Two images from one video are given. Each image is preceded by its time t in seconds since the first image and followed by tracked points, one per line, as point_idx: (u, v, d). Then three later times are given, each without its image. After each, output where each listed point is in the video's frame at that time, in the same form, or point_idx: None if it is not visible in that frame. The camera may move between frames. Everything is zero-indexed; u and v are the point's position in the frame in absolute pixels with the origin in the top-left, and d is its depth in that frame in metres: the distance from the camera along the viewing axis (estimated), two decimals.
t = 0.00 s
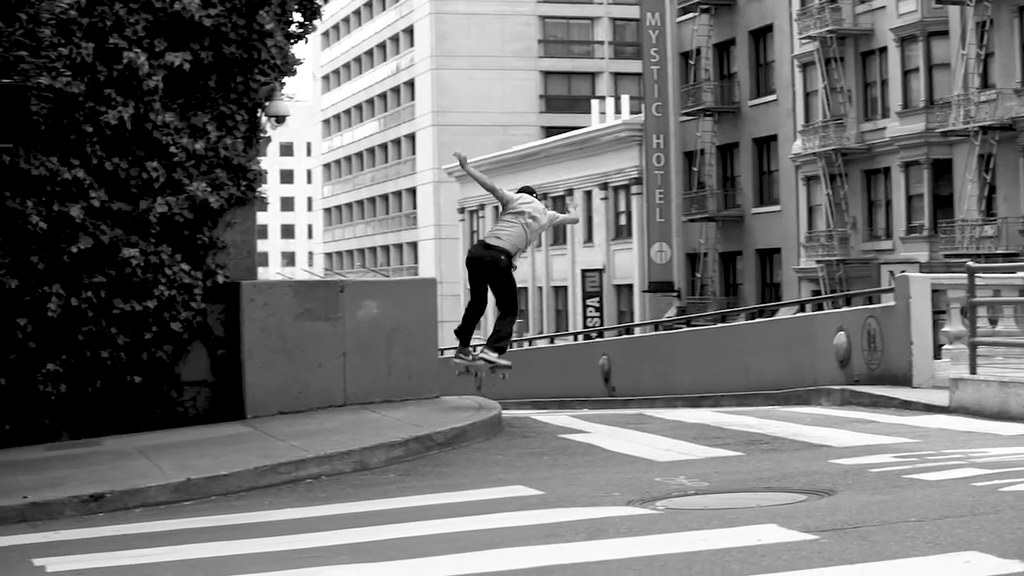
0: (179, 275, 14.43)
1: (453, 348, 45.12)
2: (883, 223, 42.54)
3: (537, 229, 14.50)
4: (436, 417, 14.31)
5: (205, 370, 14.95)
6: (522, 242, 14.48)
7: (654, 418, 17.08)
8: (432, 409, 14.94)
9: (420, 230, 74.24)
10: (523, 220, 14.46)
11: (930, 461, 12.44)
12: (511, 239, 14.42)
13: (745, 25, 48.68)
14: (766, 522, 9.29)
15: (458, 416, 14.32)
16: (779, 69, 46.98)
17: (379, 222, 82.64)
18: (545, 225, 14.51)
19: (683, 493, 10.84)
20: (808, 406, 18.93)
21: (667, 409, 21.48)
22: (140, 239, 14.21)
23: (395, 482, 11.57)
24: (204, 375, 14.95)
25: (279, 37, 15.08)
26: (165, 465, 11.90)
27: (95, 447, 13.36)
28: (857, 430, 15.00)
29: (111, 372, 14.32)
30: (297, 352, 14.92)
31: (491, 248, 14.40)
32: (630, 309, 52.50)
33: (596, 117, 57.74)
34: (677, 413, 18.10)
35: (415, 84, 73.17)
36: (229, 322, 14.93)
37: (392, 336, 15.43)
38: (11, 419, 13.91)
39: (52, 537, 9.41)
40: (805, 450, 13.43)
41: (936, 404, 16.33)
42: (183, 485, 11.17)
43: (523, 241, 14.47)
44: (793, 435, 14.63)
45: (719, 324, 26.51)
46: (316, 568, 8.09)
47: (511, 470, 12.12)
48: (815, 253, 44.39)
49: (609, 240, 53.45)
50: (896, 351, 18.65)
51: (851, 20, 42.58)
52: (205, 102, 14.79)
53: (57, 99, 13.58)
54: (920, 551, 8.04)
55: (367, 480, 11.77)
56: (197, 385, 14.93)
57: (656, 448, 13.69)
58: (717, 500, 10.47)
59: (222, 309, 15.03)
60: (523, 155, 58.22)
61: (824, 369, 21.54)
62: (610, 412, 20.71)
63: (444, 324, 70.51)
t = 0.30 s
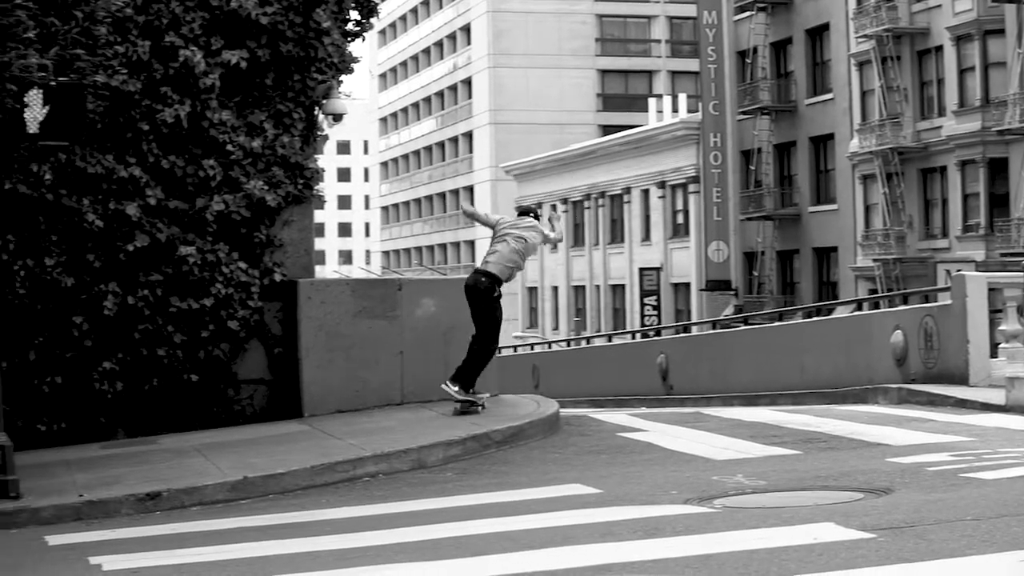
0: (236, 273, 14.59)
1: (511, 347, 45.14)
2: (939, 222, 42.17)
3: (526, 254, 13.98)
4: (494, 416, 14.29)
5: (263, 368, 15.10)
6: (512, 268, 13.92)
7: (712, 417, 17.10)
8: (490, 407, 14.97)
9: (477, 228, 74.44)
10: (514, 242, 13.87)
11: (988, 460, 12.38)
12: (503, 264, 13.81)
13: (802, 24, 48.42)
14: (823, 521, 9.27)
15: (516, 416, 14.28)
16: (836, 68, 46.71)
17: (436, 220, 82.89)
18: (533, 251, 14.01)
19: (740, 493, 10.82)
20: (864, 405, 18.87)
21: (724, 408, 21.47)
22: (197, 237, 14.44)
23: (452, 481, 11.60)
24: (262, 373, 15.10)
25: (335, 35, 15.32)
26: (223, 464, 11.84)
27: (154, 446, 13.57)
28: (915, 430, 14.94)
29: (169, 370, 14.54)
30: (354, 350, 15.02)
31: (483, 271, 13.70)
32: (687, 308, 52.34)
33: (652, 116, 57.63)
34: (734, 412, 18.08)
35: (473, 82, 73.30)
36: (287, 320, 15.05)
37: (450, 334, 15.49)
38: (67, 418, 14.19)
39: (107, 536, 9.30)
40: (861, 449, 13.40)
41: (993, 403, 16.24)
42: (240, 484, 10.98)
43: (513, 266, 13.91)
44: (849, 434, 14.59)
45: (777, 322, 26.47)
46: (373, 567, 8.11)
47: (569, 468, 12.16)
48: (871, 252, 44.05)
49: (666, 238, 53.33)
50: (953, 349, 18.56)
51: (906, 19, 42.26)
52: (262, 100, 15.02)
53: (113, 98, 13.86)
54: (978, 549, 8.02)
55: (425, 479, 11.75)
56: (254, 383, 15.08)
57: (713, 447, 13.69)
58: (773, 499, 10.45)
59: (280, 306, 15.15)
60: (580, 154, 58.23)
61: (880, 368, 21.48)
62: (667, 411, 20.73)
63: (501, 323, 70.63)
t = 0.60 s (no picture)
0: (294, 271, 14.63)
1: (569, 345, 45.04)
2: (996, 220, 41.61)
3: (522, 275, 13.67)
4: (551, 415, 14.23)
5: (321, 367, 15.11)
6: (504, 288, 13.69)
7: (769, 416, 16.94)
8: (547, 406, 14.90)
9: (534, 227, 74.40)
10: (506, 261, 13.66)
11: None
12: (488, 284, 13.57)
13: (860, 23, 47.97)
14: (881, 520, 9.13)
15: (574, 415, 14.24)
16: (894, 66, 46.23)
17: (494, 218, 82.86)
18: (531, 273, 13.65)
19: (799, 491, 10.68)
20: (921, 404, 18.64)
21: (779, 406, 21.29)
22: (254, 236, 14.48)
23: (511, 480, 11.54)
24: (320, 372, 15.12)
25: (394, 33, 15.28)
26: (282, 462, 11.85)
27: (211, 444, 13.63)
28: (973, 428, 14.71)
29: (226, 368, 14.58)
30: (412, 349, 14.95)
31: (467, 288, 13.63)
32: (745, 307, 51.99)
33: (711, 115, 57.34)
34: (791, 410, 17.91)
35: (531, 81, 73.15)
36: (344, 319, 15.04)
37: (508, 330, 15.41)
38: (124, 416, 14.22)
39: (166, 534, 9.37)
40: (918, 448, 13.21)
41: None
42: (298, 482, 10.98)
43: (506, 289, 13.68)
44: (907, 433, 14.40)
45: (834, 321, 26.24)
46: (431, 565, 8.06)
47: (627, 467, 12.07)
48: (928, 250, 43.53)
49: (724, 237, 53.03)
50: (1011, 347, 18.29)
51: (964, 17, 41.89)
52: (320, 98, 15.03)
53: (170, 96, 13.97)
54: None
55: (484, 477, 11.70)
56: (312, 381, 15.10)
57: (770, 446, 13.54)
58: (831, 497, 10.30)
59: (338, 305, 15.15)
60: (638, 152, 58.08)
61: (937, 367, 21.21)
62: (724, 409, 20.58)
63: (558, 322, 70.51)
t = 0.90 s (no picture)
0: (350, 270, 14.64)
1: (625, 344, 44.78)
2: None
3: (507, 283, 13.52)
4: (607, 413, 14.15)
5: (376, 365, 15.12)
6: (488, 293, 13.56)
7: (824, 415, 16.71)
8: (603, 404, 14.82)
9: (591, 226, 74.19)
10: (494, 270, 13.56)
11: None
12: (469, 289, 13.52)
13: (914, 22, 47.27)
14: (937, 518, 8.95)
15: (630, 412, 14.15)
16: (947, 64, 45.54)
17: (550, 217, 82.68)
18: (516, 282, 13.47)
19: (854, 489, 10.51)
20: (977, 402, 18.34)
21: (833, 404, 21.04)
22: (310, 234, 14.50)
23: (566, 478, 11.46)
24: (375, 370, 15.11)
25: (449, 31, 15.32)
26: (337, 461, 11.83)
27: (267, 443, 13.65)
28: None
29: (282, 367, 14.60)
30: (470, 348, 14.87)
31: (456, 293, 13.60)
32: (801, 305, 51.49)
33: (766, 113, 56.83)
34: (846, 409, 17.68)
35: (586, 79, 72.93)
36: (400, 318, 15.02)
37: (564, 330, 15.31)
38: (180, 415, 14.26)
39: (219, 533, 9.37)
40: (974, 446, 12.96)
41: None
42: (354, 481, 10.96)
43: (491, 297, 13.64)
44: (962, 431, 14.15)
45: (890, 320, 25.95)
46: (486, 564, 7.99)
47: (682, 465, 11.94)
48: (982, 250, 42.88)
49: (779, 235, 52.52)
50: None
51: (1019, 15, 41.28)
52: (376, 96, 15.03)
53: (226, 94, 13.98)
54: None
55: (540, 475, 11.62)
56: (368, 379, 15.09)
57: (825, 445, 13.35)
58: (888, 496, 10.12)
59: (394, 303, 15.13)
60: (694, 151, 57.77)
61: (992, 365, 20.90)
62: (778, 407, 20.36)
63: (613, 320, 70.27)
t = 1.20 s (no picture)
0: (408, 268, 14.60)
1: (682, 342, 44.43)
2: None
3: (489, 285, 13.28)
4: (664, 411, 14.03)
5: (434, 363, 15.08)
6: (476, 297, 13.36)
7: (882, 413, 16.48)
8: (662, 402, 14.69)
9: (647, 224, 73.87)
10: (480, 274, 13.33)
11: None
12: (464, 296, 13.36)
13: (970, 20, 46.21)
14: (996, 516, 8.76)
15: (688, 410, 14.02)
16: (1004, 63, 44.49)
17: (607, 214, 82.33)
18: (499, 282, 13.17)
19: (912, 488, 10.32)
20: None
21: (890, 403, 20.78)
22: (368, 232, 14.48)
23: (624, 476, 11.35)
24: (433, 368, 15.08)
25: (507, 29, 15.26)
26: (395, 458, 11.80)
27: (323, 440, 13.65)
28: None
29: (340, 365, 14.61)
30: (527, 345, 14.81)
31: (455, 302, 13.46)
32: (857, 304, 50.89)
33: (823, 111, 56.25)
34: (903, 407, 17.44)
35: (643, 77, 72.54)
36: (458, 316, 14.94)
37: (622, 330, 15.19)
38: (237, 413, 14.29)
39: (275, 531, 9.35)
40: None
41: None
42: (411, 479, 10.92)
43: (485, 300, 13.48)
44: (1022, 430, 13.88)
45: (948, 318, 25.62)
46: (542, 562, 7.91)
47: (739, 463, 11.80)
48: None
49: (836, 234, 51.89)
50: None
51: None
52: (434, 94, 15.00)
53: (283, 92, 13.99)
54: None
55: (597, 473, 11.53)
56: (425, 377, 15.06)
57: (882, 442, 13.15)
58: (946, 494, 9.94)
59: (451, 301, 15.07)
60: (751, 149, 57.32)
61: None
62: (833, 405, 20.12)
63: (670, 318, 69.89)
